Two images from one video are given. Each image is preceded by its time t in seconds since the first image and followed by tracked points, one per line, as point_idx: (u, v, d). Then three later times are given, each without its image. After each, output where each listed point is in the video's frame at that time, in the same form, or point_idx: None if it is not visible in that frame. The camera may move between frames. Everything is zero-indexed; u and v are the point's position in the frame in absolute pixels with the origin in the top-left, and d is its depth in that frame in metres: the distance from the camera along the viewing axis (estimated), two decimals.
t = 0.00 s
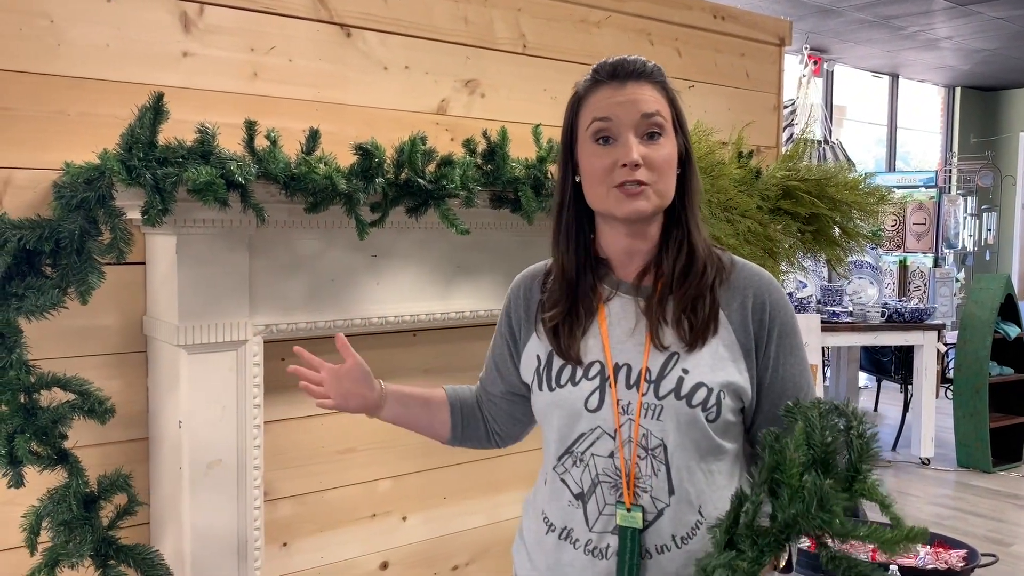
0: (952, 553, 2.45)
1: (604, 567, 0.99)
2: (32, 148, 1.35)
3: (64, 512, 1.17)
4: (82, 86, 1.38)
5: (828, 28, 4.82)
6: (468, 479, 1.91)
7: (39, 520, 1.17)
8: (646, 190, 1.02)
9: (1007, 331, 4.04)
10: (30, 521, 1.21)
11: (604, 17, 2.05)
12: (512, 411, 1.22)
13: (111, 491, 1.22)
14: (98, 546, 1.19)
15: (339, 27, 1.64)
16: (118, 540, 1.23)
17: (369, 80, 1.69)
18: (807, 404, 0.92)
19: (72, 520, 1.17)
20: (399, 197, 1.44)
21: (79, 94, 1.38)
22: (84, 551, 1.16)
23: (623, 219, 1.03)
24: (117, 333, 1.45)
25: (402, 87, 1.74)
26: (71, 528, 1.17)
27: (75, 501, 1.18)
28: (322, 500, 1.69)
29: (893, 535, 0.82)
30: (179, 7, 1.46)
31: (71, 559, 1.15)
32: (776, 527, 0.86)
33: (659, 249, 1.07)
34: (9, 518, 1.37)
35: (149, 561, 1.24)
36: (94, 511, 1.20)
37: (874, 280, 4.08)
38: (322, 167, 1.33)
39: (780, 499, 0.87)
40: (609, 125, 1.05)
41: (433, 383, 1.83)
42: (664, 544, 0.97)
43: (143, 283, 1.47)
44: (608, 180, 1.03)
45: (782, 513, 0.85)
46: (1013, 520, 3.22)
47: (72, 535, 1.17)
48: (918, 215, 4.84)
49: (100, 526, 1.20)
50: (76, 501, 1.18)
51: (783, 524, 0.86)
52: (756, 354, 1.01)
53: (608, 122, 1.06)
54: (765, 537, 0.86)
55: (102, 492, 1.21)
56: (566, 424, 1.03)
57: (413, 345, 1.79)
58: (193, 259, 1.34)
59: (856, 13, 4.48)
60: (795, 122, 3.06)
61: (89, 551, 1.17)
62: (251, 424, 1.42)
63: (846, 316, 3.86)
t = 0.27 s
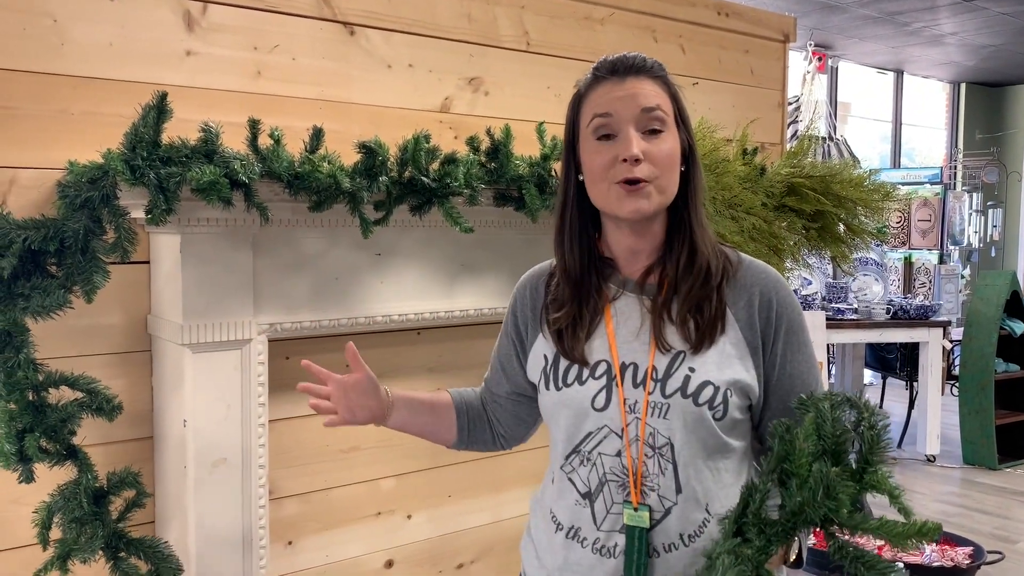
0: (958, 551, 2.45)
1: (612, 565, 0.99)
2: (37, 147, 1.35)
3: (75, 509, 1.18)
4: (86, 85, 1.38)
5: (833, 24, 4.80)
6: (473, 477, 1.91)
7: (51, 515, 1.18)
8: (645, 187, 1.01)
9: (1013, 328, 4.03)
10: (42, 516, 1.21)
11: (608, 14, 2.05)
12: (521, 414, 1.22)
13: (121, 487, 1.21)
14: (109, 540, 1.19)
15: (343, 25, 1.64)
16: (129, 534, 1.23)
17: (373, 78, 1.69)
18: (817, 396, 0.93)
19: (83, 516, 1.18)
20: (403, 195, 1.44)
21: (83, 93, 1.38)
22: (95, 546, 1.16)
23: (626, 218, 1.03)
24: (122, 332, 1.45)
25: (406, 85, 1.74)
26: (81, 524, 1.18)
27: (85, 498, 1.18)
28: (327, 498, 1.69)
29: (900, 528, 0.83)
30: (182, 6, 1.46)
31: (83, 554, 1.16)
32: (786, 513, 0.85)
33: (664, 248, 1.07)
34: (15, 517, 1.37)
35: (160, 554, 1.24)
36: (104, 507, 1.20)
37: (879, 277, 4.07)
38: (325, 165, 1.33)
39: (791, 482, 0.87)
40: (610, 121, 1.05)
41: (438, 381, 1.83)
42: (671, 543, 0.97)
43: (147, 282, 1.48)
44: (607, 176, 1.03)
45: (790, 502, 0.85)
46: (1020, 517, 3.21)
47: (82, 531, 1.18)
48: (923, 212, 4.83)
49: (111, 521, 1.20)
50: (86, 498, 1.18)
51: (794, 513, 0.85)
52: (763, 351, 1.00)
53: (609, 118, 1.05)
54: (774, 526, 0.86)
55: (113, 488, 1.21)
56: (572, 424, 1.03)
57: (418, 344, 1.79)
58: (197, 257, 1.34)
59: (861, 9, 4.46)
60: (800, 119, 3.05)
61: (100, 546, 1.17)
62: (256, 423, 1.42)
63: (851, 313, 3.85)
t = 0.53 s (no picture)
0: (961, 545, 2.45)
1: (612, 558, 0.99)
2: (38, 145, 1.35)
3: (85, 505, 1.17)
4: (86, 81, 1.38)
5: (835, 19, 4.78)
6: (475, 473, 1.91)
7: (60, 512, 1.17)
8: (640, 180, 1.01)
9: (1016, 323, 4.02)
10: (50, 514, 1.21)
11: (609, 8, 2.04)
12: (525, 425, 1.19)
13: (129, 483, 1.22)
14: (120, 534, 1.20)
15: (344, 21, 1.63)
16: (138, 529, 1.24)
17: (374, 73, 1.69)
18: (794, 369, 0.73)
19: (94, 513, 1.17)
20: (404, 190, 1.44)
21: (84, 90, 1.38)
22: (106, 542, 1.17)
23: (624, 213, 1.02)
24: (124, 329, 1.45)
25: (406, 81, 1.73)
26: (92, 519, 1.18)
27: (94, 494, 1.18)
28: (329, 495, 1.69)
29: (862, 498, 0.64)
30: (182, 2, 1.46)
31: (95, 549, 1.16)
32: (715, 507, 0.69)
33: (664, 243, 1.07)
34: (17, 515, 1.37)
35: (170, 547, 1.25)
36: (113, 502, 1.20)
37: (882, 271, 4.06)
38: (326, 162, 1.33)
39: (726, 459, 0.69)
40: (608, 114, 1.05)
41: (440, 378, 1.83)
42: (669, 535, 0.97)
43: (149, 279, 1.47)
44: (604, 169, 1.03)
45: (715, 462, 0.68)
46: None
47: (93, 526, 1.18)
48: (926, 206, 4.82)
49: (121, 516, 1.20)
50: (95, 493, 1.18)
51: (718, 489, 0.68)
52: (764, 346, 1.00)
53: (608, 111, 1.06)
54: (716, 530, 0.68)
55: (121, 484, 1.22)
56: (572, 420, 1.02)
57: (420, 340, 1.79)
58: (198, 254, 1.33)
59: (864, 3, 4.45)
60: (802, 114, 3.04)
61: (111, 541, 1.18)
62: (258, 419, 1.42)
63: (854, 308, 3.84)
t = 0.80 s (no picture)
0: (962, 539, 2.46)
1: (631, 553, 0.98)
2: (36, 140, 1.34)
3: (79, 503, 1.17)
4: (84, 76, 1.38)
5: (836, 12, 4.77)
6: (476, 468, 1.91)
7: (54, 511, 1.18)
8: (642, 169, 1.01)
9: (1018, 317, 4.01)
10: (45, 512, 1.21)
11: (610, 2, 2.04)
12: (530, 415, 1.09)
13: (125, 481, 1.21)
14: (114, 534, 1.19)
15: (343, 15, 1.63)
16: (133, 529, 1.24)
17: (373, 68, 1.68)
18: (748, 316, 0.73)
19: (88, 512, 1.17)
20: (404, 185, 1.44)
21: (83, 85, 1.38)
22: (100, 541, 1.17)
23: (624, 202, 1.02)
24: (124, 325, 1.45)
25: (406, 75, 1.73)
26: (86, 518, 1.18)
27: (89, 492, 1.18)
28: (330, 490, 1.69)
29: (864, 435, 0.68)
30: None
31: (87, 549, 1.16)
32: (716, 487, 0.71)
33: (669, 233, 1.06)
34: (18, 510, 1.38)
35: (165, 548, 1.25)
36: (108, 502, 1.20)
37: (883, 266, 4.06)
38: (325, 156, 1.33)
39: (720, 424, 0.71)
40: (606, 108, 1.05)
41: (441, 373, 1.83)
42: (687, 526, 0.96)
43: (149, 274, 1.47)
44: (605, 162, 1.03)
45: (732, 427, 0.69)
46: None
47: (87, 526, 1.18)
48: (927, 200, 4.81)
49: (115, 515, 1.20)
50: (89, 492, 1.18)
51: (719, 458, 0.70)
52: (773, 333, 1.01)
53: (606, 105, 1.05)
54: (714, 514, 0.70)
55: (116, 482, 1.21)
56: (582, 413, 1.01)
57: (421, 335, 1.79)
58: (198, 249, 1.33)
59: None
60: (803, 108, 3.03)
61: (105, 540, 1.17)
62: (259, 415, 1.42)
63: (854, 302, 3.84)
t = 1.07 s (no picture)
0: (962, 534, 2.46)
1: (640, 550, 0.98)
2: (35, 136, 1.34)
3: (74, 500, 1.18)
4: (83, 71, 1.37)
5: (836, 6, 4.76)
6: (477, 463, 1.91)
7: (49, 507, 1.17)
8: (627, 170, 1.00)
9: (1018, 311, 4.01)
10: (41, 508, 1.21)
11: None
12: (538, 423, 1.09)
13: (120, 478, 1.21)
14: (109, 532, 1.19)
15: (342, 10, 1.63)
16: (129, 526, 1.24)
17: (373, 62, 1.68)
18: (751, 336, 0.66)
19: (83, 508, 1.18)
20: (403, 180, 1.43)
21: (82, 80, 1.37)
22: (94, 538, 1.17)
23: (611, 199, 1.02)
24: (124, 320, 1.45)
25: (406, 70, 1.73)
26: (81, 514, 1.18)
27: (85, 489, 1.18)
28: (331, 485, 1.69)
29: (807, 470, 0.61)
30: None
31: (81, 546, 1.17)
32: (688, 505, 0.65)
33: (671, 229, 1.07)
34: (19, 505, 1.38)
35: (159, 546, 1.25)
36: (104, 498, 1.20)
37: (883, 260, 4.06)
38: (325, 152, 1.33)
39: (696, 428, 0.60)
40: (603, 105, 1.05)
41: (441, 368, 1.83)
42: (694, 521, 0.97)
43: (149, 270, 1.47)
44: (596, 159, 1.03)
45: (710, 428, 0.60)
46: None
47: (82, 522, 1.18)
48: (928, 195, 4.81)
49: (111, 513, 1.20)
50: (85, 489, 1.18)
51: (689, 445, 0.59)
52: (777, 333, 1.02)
53: (603, 102, 1.05)
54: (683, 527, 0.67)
55: (112, 479, 1.21)
56: (587, 412, 1.01)
57: (421, 330, 1.79)
58: (198, 244, 1.33)
59: None
60: (803, 102, 3.03)
61: (99, 537, 1.18)
62: (259, 410, 1.42)
63: (855, 297, 3.84)
